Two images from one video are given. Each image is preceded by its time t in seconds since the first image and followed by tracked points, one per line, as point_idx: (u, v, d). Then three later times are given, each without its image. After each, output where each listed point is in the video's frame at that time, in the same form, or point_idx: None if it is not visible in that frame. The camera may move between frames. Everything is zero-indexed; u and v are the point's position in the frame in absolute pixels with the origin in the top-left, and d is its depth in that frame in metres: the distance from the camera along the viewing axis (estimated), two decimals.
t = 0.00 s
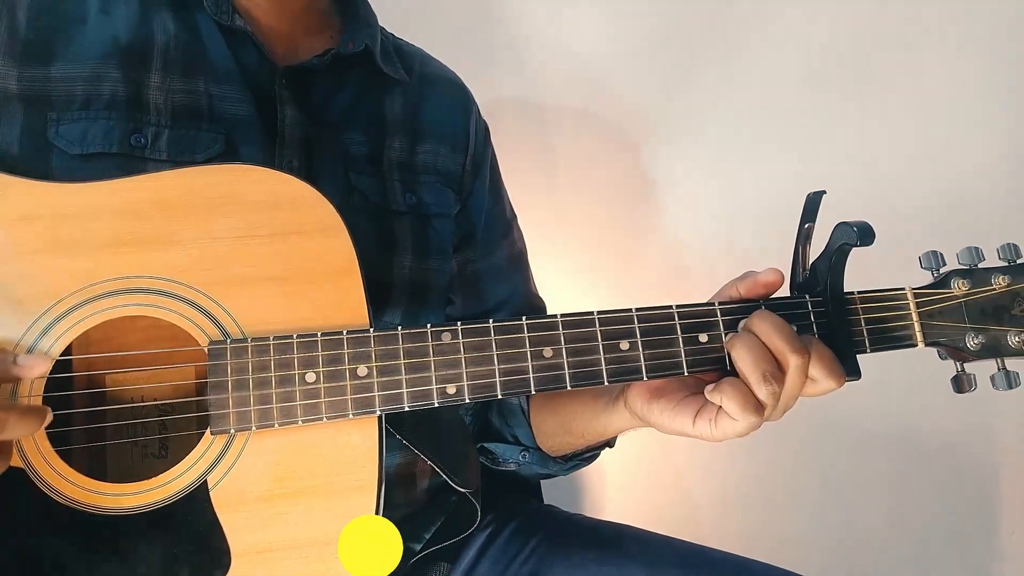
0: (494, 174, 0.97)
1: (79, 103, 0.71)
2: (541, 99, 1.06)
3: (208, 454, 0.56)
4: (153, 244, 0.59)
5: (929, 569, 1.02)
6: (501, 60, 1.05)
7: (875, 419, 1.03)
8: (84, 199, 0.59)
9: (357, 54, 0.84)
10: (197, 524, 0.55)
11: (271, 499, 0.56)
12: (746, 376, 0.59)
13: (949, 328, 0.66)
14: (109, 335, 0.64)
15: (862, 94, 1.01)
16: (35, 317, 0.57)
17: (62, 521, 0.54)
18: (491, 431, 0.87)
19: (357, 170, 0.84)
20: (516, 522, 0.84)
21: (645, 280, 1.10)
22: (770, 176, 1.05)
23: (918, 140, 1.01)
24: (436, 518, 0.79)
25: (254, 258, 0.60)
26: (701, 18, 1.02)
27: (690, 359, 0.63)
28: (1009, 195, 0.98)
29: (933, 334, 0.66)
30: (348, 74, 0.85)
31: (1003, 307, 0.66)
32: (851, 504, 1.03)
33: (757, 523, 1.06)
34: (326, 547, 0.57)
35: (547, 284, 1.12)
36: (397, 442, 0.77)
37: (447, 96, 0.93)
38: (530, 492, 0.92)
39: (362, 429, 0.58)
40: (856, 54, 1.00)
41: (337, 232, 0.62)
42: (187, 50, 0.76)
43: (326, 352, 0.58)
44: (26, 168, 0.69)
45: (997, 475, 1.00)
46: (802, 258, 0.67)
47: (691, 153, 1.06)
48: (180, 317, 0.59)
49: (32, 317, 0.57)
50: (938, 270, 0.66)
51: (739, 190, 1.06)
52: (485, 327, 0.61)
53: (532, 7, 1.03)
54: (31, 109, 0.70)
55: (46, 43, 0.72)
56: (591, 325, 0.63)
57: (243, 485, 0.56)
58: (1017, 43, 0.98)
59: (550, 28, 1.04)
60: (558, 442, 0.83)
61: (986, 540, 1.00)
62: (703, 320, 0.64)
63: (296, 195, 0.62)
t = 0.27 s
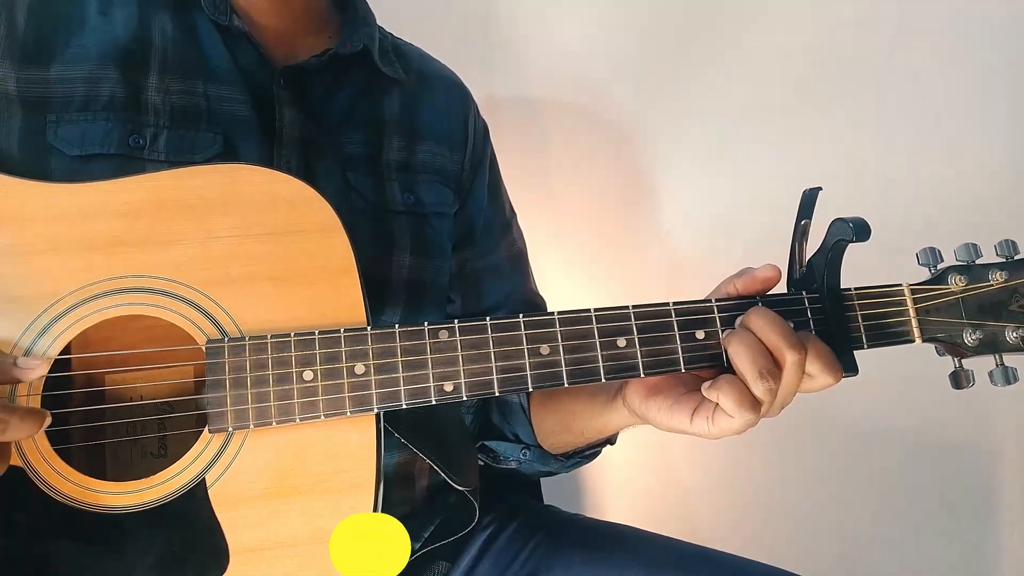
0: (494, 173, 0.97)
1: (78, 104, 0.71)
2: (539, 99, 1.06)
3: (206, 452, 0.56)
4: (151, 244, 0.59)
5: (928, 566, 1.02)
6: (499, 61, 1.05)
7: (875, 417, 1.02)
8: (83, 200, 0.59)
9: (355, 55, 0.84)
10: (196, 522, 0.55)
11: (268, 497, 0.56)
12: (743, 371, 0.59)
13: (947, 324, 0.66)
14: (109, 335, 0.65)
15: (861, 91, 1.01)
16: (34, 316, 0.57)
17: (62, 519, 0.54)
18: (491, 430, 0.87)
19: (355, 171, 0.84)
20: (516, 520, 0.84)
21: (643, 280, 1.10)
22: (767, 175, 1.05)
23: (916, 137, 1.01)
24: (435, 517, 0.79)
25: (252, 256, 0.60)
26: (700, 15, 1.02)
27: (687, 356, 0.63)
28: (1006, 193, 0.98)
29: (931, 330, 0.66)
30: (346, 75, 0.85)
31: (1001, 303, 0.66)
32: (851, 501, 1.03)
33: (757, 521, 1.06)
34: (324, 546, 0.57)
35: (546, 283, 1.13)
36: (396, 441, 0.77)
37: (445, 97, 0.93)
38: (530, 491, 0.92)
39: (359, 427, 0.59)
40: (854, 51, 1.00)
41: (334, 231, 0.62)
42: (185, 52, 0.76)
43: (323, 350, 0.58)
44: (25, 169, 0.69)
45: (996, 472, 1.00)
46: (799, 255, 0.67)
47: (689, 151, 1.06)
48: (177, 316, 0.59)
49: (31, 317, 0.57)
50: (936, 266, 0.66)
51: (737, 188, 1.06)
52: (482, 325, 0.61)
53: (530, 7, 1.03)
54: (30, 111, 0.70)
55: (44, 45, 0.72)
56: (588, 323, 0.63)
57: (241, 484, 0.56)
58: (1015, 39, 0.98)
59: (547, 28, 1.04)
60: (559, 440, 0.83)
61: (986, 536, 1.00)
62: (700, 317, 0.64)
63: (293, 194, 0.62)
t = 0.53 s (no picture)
0: (494, 170, 0.96)
1: (76, 105, 0.71)
2: (539, 97, 1.06)
3: (204, 452, 0.56)
4: (149, 243, 0.59)
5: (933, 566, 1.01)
6: (500, 61, 1.05)
7: (880, 414, 1.02)
8: (81, 199, 0.59)
9: (354, 53, 0.84)
10: (195, 521, 0.55)
11: (266, 497, 0.56)
12: (745, 367, 0.59)
13: (951, 319, 0.66)
14: (106, 336, 0.64)
15: (864, 87, 1.00)
16: (32, 316, 0.57)
17: (62, 519, 0.54)
18: (492, 429, 0.86)
19: (354, 170, 0.84)
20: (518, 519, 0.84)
21: (644, 279, 1.10)
22: (770, 172, 1.04)
23: (920, 134, 1.00)
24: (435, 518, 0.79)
25: (250, 255, 0.60)
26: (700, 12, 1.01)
27: (688, 353, 0.63)
28: (1010, 189, 0.97)
29: (935, 325, 0.66)
30: (345, 75, 0.85)
31: (1006, 298, 0.65)
32: (854, 500, 1.03)
33: (760, 520, 1.06)
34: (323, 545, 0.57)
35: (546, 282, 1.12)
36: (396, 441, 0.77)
37: (445, 95, 0.93)
38: (532, 490, 0.92)
39: (358, 426, 0.58)
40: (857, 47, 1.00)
41: (332, 229, 0.62)
42: (184, 51, 0.76)
43: (321, 349, 0.58)
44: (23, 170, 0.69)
45: (1002, 469, 0.99)
46: (801, 250, 0.67)
47: (690, 149, 1.05)
48: (175, 315, 0.59)
49: (28, 317, 0.57)
50: (940, 261, 0.65)
51: (738, 185, 1.05)
52: (482, 323, 0.61)
53: (530, 6, 1.03)
54: (29, 112, 0.70)
55: (42, 46, 0.72)
56: (588, 320, 0.62)
57: (240, 484, 0.56)
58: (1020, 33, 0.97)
59: (547, 26, 1.04)
60: (560, 438, 0.83)
61: (992, 534, 0.99)
62: (702, 313, 0.63)
63: (292, 192, 0.62)
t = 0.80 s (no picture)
0: (489, 170, 0.96)
1: (72, 105, 0.71)
2: (540, 97, 1.05)
3: (200, 453, 0.56)
4: (145, 243, 0.59)
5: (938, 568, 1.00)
6: (501, 61, 1.04)
7: (883, 413, 1.01)
8: (77, 200, 0.59)
9: (353, 54, 0.84)
10: (191, 522, 0.55)
11: (263, 498, 0.56)
12: (751, 365, 0.58)
13: (954, 317, 0.65)
14: (103, 336, 0.64)
15: (869, 84, 0.99)
16: (27, 317, 0.57)
17: (60, 519, 0.54)
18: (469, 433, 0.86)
19: (352, 171, 0.83)
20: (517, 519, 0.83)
21: (647, 279, 1.08)
22: (773, 171, 1.03)
23: (925, 130, 0.98)
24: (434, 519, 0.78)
25: (246, 255, 0.60)
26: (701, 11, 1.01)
27: (688, 352, 0.62)
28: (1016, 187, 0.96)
29: (938, 324, 0.65)
30: (343, 74, 0.85)
31: (1010, 296, 0.65)
32: (858, 501, 1.02)
33: (762, 519, 1.05)
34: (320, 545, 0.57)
35: (545, 282, 1.11)
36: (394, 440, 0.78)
37: (444, 95, 0.93)
38: (532, 489, 0.91)
39: (355, 427, 0.58)
40: (860, 43, 0.99)
41: (328, 229, 0.61)
42: (180, 50, 0.75)
43: (318, 350, 0.58)
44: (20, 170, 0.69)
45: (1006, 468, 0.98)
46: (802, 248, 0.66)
47: (691, 148, 1.04)
48: (170, 315, 0.58)
49: (24, 318, 0.57)
50: (943, 259, 0.64)
51: (740, 183, 1.04)
52: (479, 323, 0.60)
53: (531, 7, 1.03)
54: (26, 112, 0.70)
55: (39, 46, 0.72)
56: (586, 319, 0.62)
57: (236, 485, 0.56)
58: None
59: (547, 26, 1.03)
60: (539, 444, 0.83)
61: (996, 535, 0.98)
62: (701, 313, 0.63)
63: (288, 192, 0.62)
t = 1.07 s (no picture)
0: (485, 165, 0.95)
1: (68, 102, 0.71)
2: (540, 94, 1.05)
3: (200, 452, 0.56)
4: (142, 241, 0.59)
5: (936, 560, 1.01)
6: (500, 58, 1.04)
7: (884, 405, 1.01)
8: (73, 198, 0.59)
9: (348, 49, 0.84)
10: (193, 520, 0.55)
11: (263, 497, 0.56)
12: (739, 349, 0.57)
13: (955, 309, 0.64)
14: (102, 334, 0.64)
15: (867, 78, 0.99)
16: (24, 317, 0.57)
17: (61, 518, 0.55)
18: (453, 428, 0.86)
19: (348, 168, 0.83)
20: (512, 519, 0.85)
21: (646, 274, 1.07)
22: (773, 166, 1.03)
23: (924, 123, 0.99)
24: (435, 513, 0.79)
25: (243, 253, 0.60)
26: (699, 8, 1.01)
27: (688, 346, 0.62)
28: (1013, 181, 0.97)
29: (938, 316, 0.64)
30: (340, 71, 0.85)
31: (1011, 287, 0.64)
32: (858, 496, 1.02)
33: (763, 513, 1.05)
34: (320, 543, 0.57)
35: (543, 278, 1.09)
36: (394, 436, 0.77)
37: (444, 92, 0.92)
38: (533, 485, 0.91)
39: (354, 424, 0.58)
40: (857, 39, 0.99)
41: (326, 225, 0.61)
42: (178, 47, 0.75)
43: (316, 347, 0.58)
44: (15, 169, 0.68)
45: (1005, 460, 0.99)
46: (801, 240, 0.66)
47: (691, 143, 1.04)
48: (168, 314, 0.58)
49: (21, 317, 0.57)
50: (944, 250, 0.64)
51: (740, 178, 1.03)
52: (478, 319, 0.60)
53: (531, 4, 1.02)
54: (21, 109, 0.70)
55: (35, 43, 0.72)
56: (586, 315, 0.62)
57: (236, 484, 0.56)
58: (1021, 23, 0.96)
59: (546, 22, 1.03)
60: (519, 440, 0.83)
61: (993, 525, 0.99)
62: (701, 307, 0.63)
63: (285, 189, 0.62)
